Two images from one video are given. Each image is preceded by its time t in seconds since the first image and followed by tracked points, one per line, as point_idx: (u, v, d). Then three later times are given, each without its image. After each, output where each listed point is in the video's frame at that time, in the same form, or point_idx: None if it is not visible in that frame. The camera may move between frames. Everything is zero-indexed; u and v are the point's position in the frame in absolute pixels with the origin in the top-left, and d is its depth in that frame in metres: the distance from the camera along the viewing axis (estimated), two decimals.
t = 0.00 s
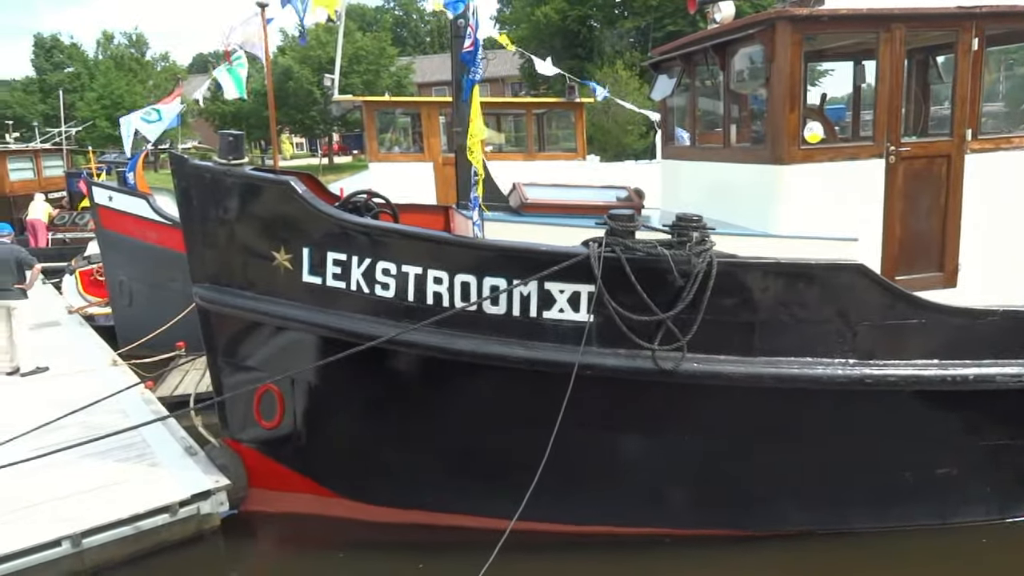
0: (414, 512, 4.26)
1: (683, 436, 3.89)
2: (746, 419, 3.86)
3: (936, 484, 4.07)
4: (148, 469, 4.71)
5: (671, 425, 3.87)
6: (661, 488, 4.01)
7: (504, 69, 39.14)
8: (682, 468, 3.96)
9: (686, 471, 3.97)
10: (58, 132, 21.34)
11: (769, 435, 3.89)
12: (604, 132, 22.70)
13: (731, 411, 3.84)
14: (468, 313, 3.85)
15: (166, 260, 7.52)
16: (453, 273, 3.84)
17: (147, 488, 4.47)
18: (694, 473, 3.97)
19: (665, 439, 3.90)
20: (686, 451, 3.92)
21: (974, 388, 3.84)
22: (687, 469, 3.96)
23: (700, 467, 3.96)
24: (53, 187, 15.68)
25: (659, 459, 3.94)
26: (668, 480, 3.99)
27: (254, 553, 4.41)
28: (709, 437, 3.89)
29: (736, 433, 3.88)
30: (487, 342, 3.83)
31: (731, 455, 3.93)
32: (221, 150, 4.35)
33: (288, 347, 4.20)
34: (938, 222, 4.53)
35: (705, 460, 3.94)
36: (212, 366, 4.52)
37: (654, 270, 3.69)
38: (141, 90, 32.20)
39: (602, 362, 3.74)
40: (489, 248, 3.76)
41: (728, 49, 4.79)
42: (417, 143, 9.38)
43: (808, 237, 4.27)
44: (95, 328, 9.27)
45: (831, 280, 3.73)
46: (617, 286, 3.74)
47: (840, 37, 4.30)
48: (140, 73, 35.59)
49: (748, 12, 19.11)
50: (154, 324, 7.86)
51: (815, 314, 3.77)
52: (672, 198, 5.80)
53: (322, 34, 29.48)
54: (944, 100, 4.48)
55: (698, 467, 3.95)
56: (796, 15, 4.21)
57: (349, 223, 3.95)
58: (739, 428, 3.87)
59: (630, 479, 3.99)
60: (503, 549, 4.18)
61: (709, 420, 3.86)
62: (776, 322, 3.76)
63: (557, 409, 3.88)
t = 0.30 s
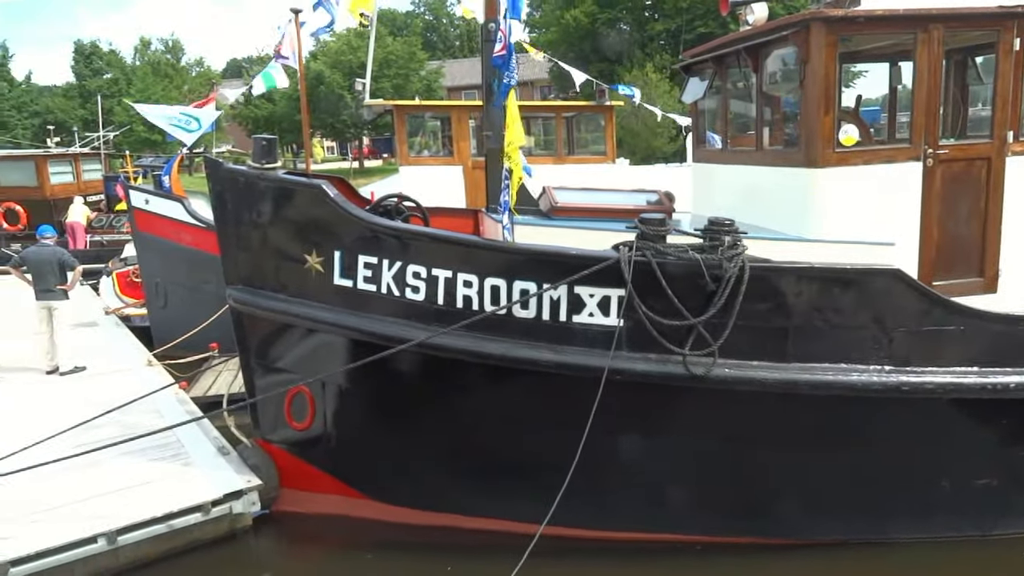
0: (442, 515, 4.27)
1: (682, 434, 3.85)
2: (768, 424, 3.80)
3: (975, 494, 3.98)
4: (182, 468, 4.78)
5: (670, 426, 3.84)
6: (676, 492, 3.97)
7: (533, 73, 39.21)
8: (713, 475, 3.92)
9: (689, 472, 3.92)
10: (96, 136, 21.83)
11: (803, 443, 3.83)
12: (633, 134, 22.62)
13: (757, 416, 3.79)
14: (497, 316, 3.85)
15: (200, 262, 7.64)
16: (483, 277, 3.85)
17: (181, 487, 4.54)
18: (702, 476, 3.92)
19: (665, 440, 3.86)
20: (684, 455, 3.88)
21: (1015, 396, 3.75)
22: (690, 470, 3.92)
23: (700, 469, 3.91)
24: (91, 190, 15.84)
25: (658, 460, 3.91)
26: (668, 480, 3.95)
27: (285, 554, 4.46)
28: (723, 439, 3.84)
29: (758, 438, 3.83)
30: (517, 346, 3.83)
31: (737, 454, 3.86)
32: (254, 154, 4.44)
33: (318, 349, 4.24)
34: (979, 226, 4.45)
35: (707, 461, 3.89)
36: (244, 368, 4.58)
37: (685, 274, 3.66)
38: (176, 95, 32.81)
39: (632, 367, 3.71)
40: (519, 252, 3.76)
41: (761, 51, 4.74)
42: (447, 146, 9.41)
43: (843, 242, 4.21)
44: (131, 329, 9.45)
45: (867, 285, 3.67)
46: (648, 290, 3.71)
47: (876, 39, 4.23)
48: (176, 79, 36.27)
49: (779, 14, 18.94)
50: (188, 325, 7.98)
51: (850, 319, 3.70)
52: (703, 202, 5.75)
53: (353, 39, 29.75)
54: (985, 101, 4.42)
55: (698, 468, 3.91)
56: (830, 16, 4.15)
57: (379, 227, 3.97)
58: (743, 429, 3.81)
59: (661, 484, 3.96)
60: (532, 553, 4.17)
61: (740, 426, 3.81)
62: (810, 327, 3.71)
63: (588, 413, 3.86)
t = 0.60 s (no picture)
0: (470, 519, 4.28)
1: (686, 436, 3.82)
2: (782, 429, 3.76)
3: (1013, 507, 3.89)
4: (213, 468, 4.85)
5: (674, 428, 3.82)
6: (679, 495, 3.94)
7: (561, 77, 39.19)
8: (742, 483, 3.87)
9: (694, 476, 3.89)
10: (132, 141, 22.28)
11: (836, 452, 3.78)
12: (662, 139, 22.50)
13: (780, 422, 3.74)
14: (525, 321, 3.85)
15: (232, 266, 7.76)
16: (512, 281, 3.85)
17: (212, 487, 4.60)
18: (709, 480, 3.88)
19: (668, 442, 3.84)
20: (688, 459, 3.86)
21: None
22: (696, 474, 3.88)
23: (705, 473, 3.87)
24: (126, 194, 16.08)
25: (662, 463, 3.89)
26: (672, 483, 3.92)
27: (313, 555, 4.51)
28: (733, 443, 3.80)
29: (773, 443, 3.78)
30: (545, 351, 3.82)
31: (745, 459, 3.82)
32: (287, 158, 4.49)
33: (347, 352, 4.28)
34: (1018, 233, 4.36)
35: (714, 466, 3.85)
36: (274, 370, 4.63)
37: (716, 280, 3.63)
38: (209, 101, 33.33)
39: (661, 373, 3.69)
40: (548, 256, 3.76)
41: (793, 54, 4.69)
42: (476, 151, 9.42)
43: (877, 248, 4.14)
44: (165, 331, 9.62)
45: (902, 292, 3.61)
46: (677, 296, 3.69)
47: (913, 41, 4.17)
48: (210, 85, 36.87)
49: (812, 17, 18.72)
50: (220, 327, 8.10)
51: (884, 327, 3.65)
52: (734, 207, 5.70)
53: (383, 45, 30.00)
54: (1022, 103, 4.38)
55: (703, 472, 3.87)
56: (865, 20, 4.09)
57: (409, 231, 4.00)
58: (755, 434, 3.77)
59: (691, 492, 3.92)
60: (559, 559, 4.16)
61: (771, 435, 3.77)
62: (843, 334, 3.66)
63: (616, 420, 3.84)
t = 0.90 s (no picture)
0: (494, 521, 4.29)
1: (689, 434, 3.80)
2: (793, 432, 3.72)
3: None
4: (240, 467, 4.91)
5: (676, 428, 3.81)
6: (681, 495, 3.92)
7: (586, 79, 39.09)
8: (768, 489, 3.83)
9: (697, 476, 3.87)
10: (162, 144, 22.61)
11: (865, 460, 3.73)
12: (688, 142, 22.36)
13: (801, 427, 3.70)
14: (550, 324, 3.85)
15: (260, 267, 7.84)
16: (537, 284, 3.85)
17: (239, 485, 4.66)
18: (713, 481, 3.86)
19: (669, 441, 3.83)
20: (690, 460, 3.85)
21: None
22: (700, 474, 3.86)
23: (707, 474, 3.85)
24: (157, 196, 16.29)
25: (661, 463, 3.88)
26: (673, 482, 3.91)
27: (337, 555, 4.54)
28: (737, 443, 3.77)
29: (786, 448, 3.75)
30: (570, 354, 3.82)
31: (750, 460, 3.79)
32: (314, 161, 4.48)
33: (372, 353, 4.31)
34: None
35: (720, 467, 3.83)
36: (300, 370, 4.68)
37: (742, 284, 3.60)
38: (237, 103, 33.73)
39: (687, 377, 3.67)
40: (574, 260, 3.75)
41: (823, 57, 4.63)
42: (500, 153, 9.42)
43: (908, 253, 4.09)
44: (194, 330, 9.75)
45: (933, 298, 3.55)
46: (703, 300, 3.66)
47: (945, 43, 4.11)
48: (238, 88, 37.33)
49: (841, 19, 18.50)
50: (248, 327, 8.20)
51: (915, 333, 3.59)
52: (761, 211, 5.64)
53: (408, 47, 30.15)
54: None
55: (706, 474, 3.85)
56: (897, 21, 4.03)
57: (435, 234, 4.01)
58: (766, 437, 3.74)
59: (719, 498, 3.89)
60: (582, 562, 4.15)
61: (797, 441, 3.73)
62: (872, 341, 3.61)
63: (641, 424, 3.83)
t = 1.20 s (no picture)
0: (521, 523, 4.28)
1: (692, 437, 3.80)
2: (800, 435, 3.68)
3: None
4: (268, 467, 4.96)
5: (681, 430, 3.80)
6: (682, 496, 3.92)
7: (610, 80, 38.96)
8: (797, 493, 3.79)
9: (699, 476, 3.86)
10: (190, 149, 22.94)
11: (902, 465, 3.66)
12: (714, 143, 22.18)
13: (811, 429, 3.66)
14: (576, 326, 3.84)
15: (288, 270, 7.91)
16: (562, 287, 3.85)
17: (268, 485, 4.71)
18: (716, 482, 3.85)
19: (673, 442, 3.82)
20: (693, 460, 3.84)
21: None
22: (702, 475, 3.85)
23: (710, 474, 3.84)
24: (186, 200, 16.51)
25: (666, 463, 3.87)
26: (677, 483, 3.90)
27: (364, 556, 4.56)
28: (743, 444, 3.75)
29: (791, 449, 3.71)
30: (596, 356, 3.81)
31: (757, 461, 3.76)
32: (342, 164, 4.56)
33: (398, 355, 4.34)
34: None
35: (726, 467, 3.81)
36: (328, 371, 4.72)
37: (771, 286, 3.56)
38: (264, 107, 34.13)
39: (714, 380, 3.65)
40: (600, 261, 3.74)
41: (852, 55, 4.56)
42: (525, 156, 9.35)
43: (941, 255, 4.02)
44: (223, 332, 9.89)
45: (968, 300, 3.49)
46: (730, 302, 3.63)
47: (978, 41, 4.05)
48: (265, 93, 37.78)
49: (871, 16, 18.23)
50: (276, 330, 8.30)
51: (949, 336, 3.53)
52: (790, 212, 5.59)
53: (432, 51, 30.28)
54: None
55: (710, 474, 3.84)
56: (930, 18, 3.96)
57: (461, 236, 4.02)
58: (774, 438, 3.71)
59: (750, 502, 3.85)
60: (608, 566, 4.13)
61: (827, 444, 3.68)
62: (904, 343, 3.55)
63: (668, 427, 3.81)
